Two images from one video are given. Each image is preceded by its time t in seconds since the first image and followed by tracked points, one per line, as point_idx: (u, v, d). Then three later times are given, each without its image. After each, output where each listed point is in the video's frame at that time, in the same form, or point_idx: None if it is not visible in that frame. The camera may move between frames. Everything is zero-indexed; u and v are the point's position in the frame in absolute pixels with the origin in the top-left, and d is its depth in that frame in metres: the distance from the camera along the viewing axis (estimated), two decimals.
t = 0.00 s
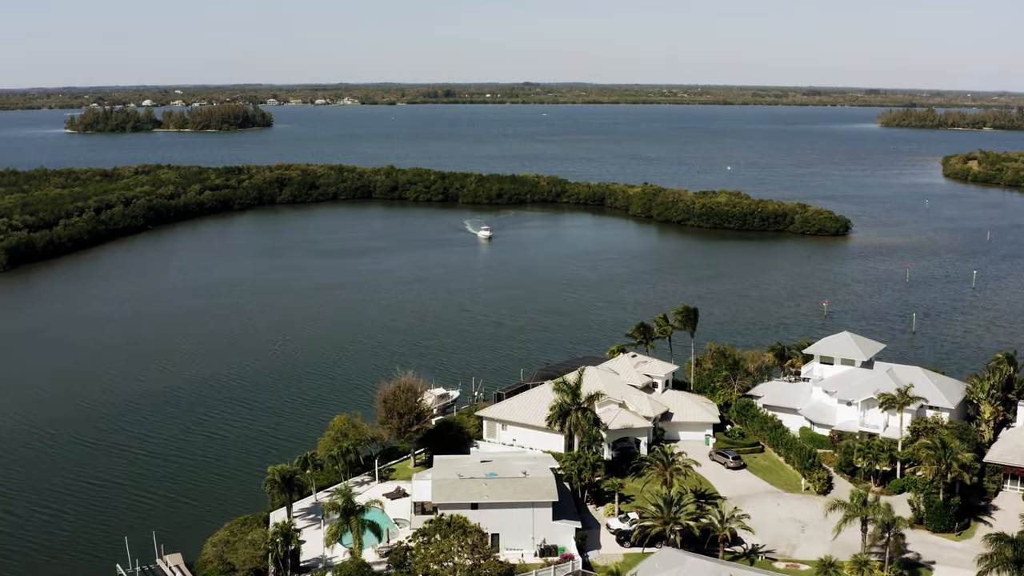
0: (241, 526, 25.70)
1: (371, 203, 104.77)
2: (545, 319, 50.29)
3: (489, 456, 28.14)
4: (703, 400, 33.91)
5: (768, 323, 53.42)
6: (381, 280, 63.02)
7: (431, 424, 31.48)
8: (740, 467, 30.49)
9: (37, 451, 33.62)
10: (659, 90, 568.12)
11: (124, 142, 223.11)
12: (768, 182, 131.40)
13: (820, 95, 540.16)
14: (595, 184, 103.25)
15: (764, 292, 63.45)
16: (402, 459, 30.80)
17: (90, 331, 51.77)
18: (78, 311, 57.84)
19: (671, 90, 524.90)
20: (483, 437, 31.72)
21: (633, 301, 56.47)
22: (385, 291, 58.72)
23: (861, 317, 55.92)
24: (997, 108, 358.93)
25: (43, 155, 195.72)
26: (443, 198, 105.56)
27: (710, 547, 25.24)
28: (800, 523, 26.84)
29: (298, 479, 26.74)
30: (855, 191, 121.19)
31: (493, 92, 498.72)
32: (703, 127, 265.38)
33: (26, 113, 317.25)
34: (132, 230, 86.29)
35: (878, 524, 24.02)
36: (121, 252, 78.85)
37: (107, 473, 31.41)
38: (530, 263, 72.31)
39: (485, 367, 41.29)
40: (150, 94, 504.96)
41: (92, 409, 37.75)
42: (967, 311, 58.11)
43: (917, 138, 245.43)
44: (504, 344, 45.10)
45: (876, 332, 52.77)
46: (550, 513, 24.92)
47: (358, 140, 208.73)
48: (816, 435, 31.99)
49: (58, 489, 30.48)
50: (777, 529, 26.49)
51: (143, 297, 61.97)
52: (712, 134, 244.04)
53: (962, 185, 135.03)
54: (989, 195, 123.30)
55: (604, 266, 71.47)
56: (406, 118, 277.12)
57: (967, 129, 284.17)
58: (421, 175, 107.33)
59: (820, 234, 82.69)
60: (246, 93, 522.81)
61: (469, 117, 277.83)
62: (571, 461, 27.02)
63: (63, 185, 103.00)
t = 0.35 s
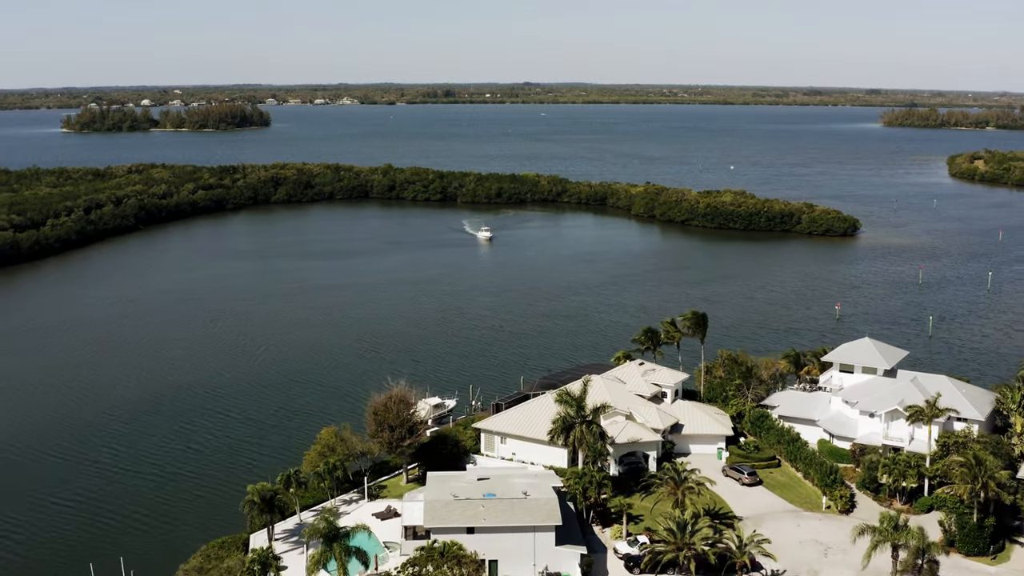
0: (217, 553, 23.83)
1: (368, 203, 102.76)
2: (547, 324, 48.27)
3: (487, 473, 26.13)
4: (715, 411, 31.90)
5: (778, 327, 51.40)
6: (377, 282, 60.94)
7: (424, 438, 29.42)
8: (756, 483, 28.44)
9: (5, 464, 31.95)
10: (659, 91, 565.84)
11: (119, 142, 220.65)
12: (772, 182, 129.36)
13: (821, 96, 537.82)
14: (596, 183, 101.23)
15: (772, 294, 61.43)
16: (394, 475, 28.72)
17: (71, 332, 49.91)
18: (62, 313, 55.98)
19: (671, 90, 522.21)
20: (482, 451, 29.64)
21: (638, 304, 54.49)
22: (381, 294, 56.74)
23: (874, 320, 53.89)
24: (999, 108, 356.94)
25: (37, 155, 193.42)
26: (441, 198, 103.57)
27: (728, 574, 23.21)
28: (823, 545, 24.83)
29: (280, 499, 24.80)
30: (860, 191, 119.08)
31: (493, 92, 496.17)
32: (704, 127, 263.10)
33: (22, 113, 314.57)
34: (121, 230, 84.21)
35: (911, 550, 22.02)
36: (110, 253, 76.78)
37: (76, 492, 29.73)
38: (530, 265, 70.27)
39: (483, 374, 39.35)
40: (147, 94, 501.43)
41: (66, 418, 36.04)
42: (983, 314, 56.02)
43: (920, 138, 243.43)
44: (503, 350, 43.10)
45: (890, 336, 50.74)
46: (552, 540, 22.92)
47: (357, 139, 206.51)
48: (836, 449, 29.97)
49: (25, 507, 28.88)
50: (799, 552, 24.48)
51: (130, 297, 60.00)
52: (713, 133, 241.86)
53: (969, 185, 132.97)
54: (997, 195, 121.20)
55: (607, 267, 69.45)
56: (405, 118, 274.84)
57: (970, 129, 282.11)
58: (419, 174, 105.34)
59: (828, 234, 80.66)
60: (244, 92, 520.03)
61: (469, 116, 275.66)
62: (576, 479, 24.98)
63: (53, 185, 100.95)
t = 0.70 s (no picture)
0: None
1: (364, 202, 100.57)
2: (548, 328, 46.06)
3: (485, 494, 23.90)
4: (730, 424, 29.65)
5: (790, 332, 49.19)
6: (370, 283, 58.69)
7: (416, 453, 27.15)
8: (777, 504, 26.20)
9: None
10: (660, 90, 563.41)
11: (115, 141, 218.46)
12: (776, 181, 127.19)
13: (822, 95, 535.57)
14: (598, 183, 99.06)
15: (782, 297, 59.19)
16: (383, 495, 26.48)
17: (48, 336, 47.63)
18: (42, 315, 53.66)
19: (672, 89, 519.82)
20: (479, 468, 27.39)
21: (643, 307, 52.25)
22: (374, 296, 54.52)
23: (889, 324, 51.65)
24: (1001, 108, 354.48)
25: (32, 154, 191.18)
26: (440, 197, 101.37)
27: None
28: None
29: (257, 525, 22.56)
30: (867, 190, 116.86)
31: (493, 92, 493.85)
32: (706, 127, 260.78)
33: (19, 113, 312.37)
34: (110, 230, 81.93)
35: None
36: (97, 253, 74.54)
37: (37, 515, 27.55)
38: (530, 266, 68.07)
39: (480, 383, 37.13)
40: (145, 92, 498.81)
41: (33, 430, 33.83)
42: (1002, 318, 53.79)
43: (924, 137, 241.10)
44: (501, 356, 40.91)
45: (906, 341, 48.53)
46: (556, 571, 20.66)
47: (355, 139, 204.38)
48: (862, 466, 27.70)
49: None
50: None
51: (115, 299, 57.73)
52: (715, 133, 239.62)
53: (976, 184, 130.72)
54: (1006, 195, 118.92)
55: (610, 269, 67.26)
56: (404, 117, 272.69)
57: (974, 128, 279.73)
58: (417, 173, 103.14)
59: (836, 234, 78.46)
60: (243, 92, 517.65)
61: (468, 115, 273.50)
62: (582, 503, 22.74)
63: (43, 184, 98.73)
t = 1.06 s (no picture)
0: None
1: (361, 201, 98.59)
2: (550, 332, 44.07)
3: (483, 516, 21.89)
4: (745, 437, 27.70)
5: (801, 336, 47.26)
6: (364, 285, 56.70)
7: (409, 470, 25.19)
8: (798, 525, 24.20)
9: None
10: (660, 89, 561.14)
11: (112, 140, 216.39)
12: (780, 180, 125.19)
13: (823, 95, 533.03)
14: (600, 182, 97.11)
15: (791, 299, 57.24)
16: (374, 515, 24.56)
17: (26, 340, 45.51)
18: (23, 317, 51.61)
19: (672, 88, 517.12)
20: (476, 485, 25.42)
21: (648, 309, 50.32)
22: (368, 299, 52.53)
23: (904, 327, 49.71)
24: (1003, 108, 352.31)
25: (27, 153, 189.10)
26: (438, 196, 99.42)
27: None
28: None
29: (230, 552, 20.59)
30: (873, 189, 114.93)
31: (492, 91, 491.72)
32: (707, 125, 258.69)
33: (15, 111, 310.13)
34: (99, 230, 79.88)
35: None
36: (85, 254, 72.52)
37: None
38: (530, 267, 66.11)
39: (477, 392, 35.19)
40: (142, 91, 496.24)
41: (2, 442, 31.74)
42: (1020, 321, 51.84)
43: (927, 136, 238.92)
44: (500, 363, 38.94)
45: (923, 345, 46.58)
46: None
47: (353, 138, 202.31)
48: (889, 482, 25.71)
49: None
50: None
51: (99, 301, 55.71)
52: (717, 132, 237.52)
53: (983, 183, 128.68)
54: (1014, 195, 116.93)
55: (612, 269, 65.31)
56: (404, 116, 270.70)
57: (977, 127, 277.53)
58: (415, 172, 101.21)
59: (844, 234, 76.53)
60: (241, 91, 515.29)
61: (468, 114, 271.45)
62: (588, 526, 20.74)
63: (33, 183, 96.75)
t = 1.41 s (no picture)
0: None
1: (357, 200, 96.46)
2: (552, 337, 41.91)
3: (482, 546, 19.68)
4: (767, 453, 25.58)
5: (815, 340, 45.12)
6: (357, 287, 54.55)
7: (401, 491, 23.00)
8: (829, 552, 21.97)
9: None
10: (660, 89, 558.75)
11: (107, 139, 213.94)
12: (784, 179, 123.03)
13: (825, 95, 530.42)
14: (602, 180, 94.98)
15: (801, 301, 55.10)
16: (361, 541, 22.42)
17: None
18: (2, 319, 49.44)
19: (672, 87, 514.87)
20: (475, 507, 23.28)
21: (654, 313, 48.21)
22: (361, 301, 50.37)
23: (923, 331, 47.55)
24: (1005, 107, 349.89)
25: (21, 151, 186.70)
26: (437, 194, 97.27)
27: None
28: None
29: None
30: (880, 188, 112.87)
31: (492, 91, 489.20)
32: (709, 125, 256.60)
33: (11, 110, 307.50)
34: (86, 229, 77.63)
35: None
36: (71, 253, 70.34)
37: None
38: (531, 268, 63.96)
39: (474, 403, 33.08)
40: (140, 91, 493.50)
41: None
42: None
43: (931, 135, 236.63)
44: (498, 371, 36.79)
45: (944, 349, 44.42)
46: None
47: (351, 137, 200.04)
48: (924, 503, 23.49)
49: None
50: None
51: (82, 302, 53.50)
52: (718, 131, 235.34)
53: (991, 182, 126.48)
54: None
55: (616, 270, 63.19)
56: (403, 115, 268.42)
57: (980, 126, 275.19)
58: (413, 170, 99.07)
59: (854, 233, 74.40)
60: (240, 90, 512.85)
61: (467, 113, 269.22)
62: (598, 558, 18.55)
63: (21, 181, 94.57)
